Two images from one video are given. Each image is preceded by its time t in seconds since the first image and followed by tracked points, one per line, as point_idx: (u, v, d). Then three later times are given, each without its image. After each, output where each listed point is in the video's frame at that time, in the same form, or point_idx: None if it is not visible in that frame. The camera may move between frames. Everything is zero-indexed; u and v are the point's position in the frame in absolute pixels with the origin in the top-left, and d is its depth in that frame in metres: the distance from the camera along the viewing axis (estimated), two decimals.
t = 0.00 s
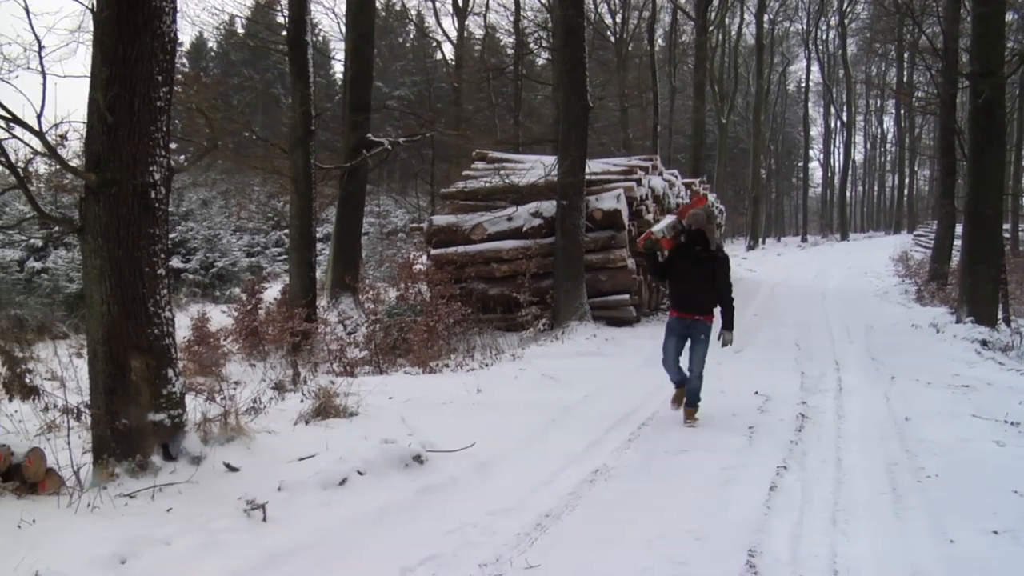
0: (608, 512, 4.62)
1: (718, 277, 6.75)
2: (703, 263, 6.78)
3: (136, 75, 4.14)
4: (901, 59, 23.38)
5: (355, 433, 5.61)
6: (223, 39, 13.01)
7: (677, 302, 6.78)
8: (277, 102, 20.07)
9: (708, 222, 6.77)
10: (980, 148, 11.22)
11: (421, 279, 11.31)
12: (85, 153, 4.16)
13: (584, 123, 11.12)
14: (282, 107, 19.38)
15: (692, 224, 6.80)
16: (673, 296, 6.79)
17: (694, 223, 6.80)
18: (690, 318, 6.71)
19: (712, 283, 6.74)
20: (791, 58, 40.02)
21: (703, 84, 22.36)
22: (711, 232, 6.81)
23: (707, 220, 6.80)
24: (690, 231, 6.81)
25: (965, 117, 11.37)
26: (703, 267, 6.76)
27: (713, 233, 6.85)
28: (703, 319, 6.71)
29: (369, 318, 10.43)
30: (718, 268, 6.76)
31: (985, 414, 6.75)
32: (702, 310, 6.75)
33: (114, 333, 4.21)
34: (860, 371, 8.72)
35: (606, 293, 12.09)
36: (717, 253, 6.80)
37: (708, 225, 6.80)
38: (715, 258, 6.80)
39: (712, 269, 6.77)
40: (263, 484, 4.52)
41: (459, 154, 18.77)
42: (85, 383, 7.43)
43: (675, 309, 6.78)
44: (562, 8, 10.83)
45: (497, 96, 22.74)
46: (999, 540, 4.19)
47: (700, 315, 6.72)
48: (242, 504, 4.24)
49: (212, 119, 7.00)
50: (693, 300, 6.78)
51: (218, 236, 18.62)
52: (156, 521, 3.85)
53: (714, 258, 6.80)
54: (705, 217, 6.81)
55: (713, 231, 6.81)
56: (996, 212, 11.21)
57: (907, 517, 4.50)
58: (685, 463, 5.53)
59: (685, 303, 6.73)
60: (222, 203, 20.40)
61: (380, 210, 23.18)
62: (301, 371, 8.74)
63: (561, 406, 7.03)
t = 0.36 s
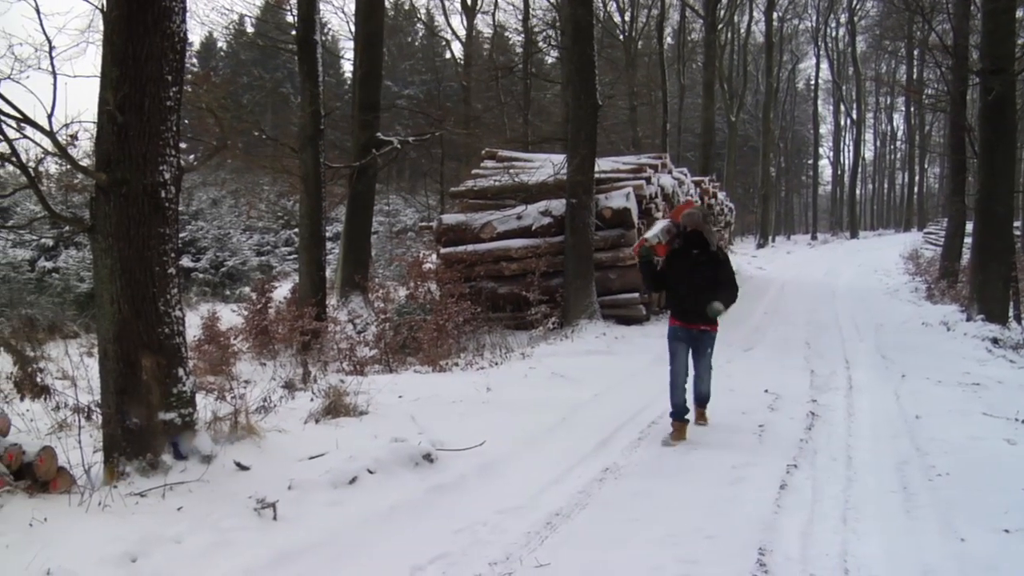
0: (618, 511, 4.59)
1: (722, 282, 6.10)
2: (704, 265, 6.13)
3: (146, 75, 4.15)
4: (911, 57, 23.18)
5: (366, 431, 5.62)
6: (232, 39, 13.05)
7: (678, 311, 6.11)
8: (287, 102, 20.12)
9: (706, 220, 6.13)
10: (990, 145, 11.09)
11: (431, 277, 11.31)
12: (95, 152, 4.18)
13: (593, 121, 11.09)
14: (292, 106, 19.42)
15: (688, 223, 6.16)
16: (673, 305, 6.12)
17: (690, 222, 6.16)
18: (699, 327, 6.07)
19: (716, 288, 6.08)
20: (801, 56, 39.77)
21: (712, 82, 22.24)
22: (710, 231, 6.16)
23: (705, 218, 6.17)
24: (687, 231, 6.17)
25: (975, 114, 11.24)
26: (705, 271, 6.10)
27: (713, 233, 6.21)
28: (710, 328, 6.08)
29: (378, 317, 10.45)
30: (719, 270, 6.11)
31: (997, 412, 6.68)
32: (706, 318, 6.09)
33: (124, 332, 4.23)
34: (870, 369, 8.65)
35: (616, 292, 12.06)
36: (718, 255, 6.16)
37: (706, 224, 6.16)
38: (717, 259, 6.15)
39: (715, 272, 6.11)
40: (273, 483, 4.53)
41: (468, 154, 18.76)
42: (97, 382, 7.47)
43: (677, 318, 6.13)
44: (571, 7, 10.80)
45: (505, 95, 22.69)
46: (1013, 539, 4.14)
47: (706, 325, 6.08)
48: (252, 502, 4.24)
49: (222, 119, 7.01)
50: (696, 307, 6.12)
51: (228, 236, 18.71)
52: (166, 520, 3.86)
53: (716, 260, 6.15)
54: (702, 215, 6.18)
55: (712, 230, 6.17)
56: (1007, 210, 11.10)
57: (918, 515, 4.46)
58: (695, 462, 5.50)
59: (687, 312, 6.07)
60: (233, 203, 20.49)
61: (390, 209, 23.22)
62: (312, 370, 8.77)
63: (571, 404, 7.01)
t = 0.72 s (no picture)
0: (627, 512, 4.56)
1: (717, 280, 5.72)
2: (698, 262, 5.75)
3: (156, 76, 4.17)
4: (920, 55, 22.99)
5: (375, 432, 5.62)
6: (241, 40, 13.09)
7: (669, 309, 5.75)
8: (296, 104, 20.17)
9: (702, 214, 5.75)
10: (1000, 144, 10.99)
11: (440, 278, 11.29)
12: (106, 155, 4.20)
13: (602, 122, 11.09)
14: (300, 108, 19.47)
15: (683, 216, 5.77)
16: (664, 303, 5.76)
17: (685, 215, 5.77)
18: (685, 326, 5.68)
19: (710, 287, 5.70)
20: (810, 54, 39.53)
21: (720, 82, 22.14)
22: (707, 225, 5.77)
23: (702, 212, 5.79)
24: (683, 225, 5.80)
25: (985, 112, 11.14)
26: (699, 268, 5.73)
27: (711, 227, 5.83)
28: (700, 328, 5.66)
29: (387, 318, 10.46)
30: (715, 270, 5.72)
31: (1008, 412, 6.62)
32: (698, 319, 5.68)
33: (134, 334, 4.24)
34: (880, 368, 8.58)
35: (625, 292, 12.03)
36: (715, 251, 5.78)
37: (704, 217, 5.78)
38: (713, 256, 5.77)
39: (710, 269, 5.73)
40: (283, 484, 4.54)
41: (476, 154, 18.74)
42: (107, 382, 7.50)
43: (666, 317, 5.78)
44: (580, 7, 10.78)
45: (513, 96, 22.64)
46: None
47: (697, 325, 5.66)
48: (263, 503, 4.25)
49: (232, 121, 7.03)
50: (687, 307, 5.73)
51: (237, 237, 18.79)
52: (177, 520, 3.88)
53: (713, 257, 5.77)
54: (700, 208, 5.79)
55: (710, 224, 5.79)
56: (1018, 209, 10.99)
57: (930, 515, 4.42)
58: (705, 462, 5.47)
59: (678, 311, 5.70)
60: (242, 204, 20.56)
61: (399, 209, 23.26)
62: (322, 370, 8.80)
63: (580, 405, 6.98)
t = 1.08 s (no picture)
0: (637, 512, 4.54)
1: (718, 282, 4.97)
2: (696, 262, 5.03)
3: (168, 76, 4.18)
4: (932, 55, 22.76)
5: (386, 432, 5.62)
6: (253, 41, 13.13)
7: (666, 316, 5.10)
8: (306, 104, 20.22)
9: (698, 207, 5.01)
10: (1013, 144, 10.87)
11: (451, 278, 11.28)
12: (118, 154, 4.22)
13: (613, 121, 11.03)
14: (311, 108, 19.53)
15: (676, 211, 5.07)
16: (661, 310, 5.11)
17: (679, 209, 5.07)
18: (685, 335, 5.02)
19: (711, 290, 4.97)
20: (820, 54, 39.25)
21: (731, 82, 22.02)
22: (705, 220, 5.02)
23: (699, 204, 5.04)
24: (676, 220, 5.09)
25: (997, 111, 11.03)
26: (696, 269, 5.01)
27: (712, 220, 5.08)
28: (703, 338, 5.00)
29: (398, 317, 10.47)
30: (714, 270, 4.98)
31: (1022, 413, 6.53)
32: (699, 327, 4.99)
33: (146, 332, 4.26)
34: (891, 369, 8.49)
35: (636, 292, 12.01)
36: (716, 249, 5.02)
37: (701, 210, 5.03)
38: (715, 255, 5.01)
39: (710, 270, 4.99)
40: (294, 483, 4.54)
41: (486, 155, 18.74)
42: (118, 381, 7.56)
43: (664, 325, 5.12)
44: (590, 8, 10.77)
45: (523, 96, 22.60)
46: None
47: (697, 334, 4.99)
48: (274, 502, 4.26)
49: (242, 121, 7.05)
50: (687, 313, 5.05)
51: (248, 236, 18.90)
52: (188, 519, 3.89)
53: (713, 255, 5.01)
54: (697, 200, 5.04)
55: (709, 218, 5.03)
56: None
57: (943, 517, 4.37)
58: (716, 462, 5.44)
59: (674, 318, 5.04)
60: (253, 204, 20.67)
61: (410, 209, 23.31)
62: (333, 370, 8.82)
63: (592, 405, 6.95)
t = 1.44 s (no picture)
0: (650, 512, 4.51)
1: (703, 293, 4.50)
2: (679, 272, 4.54)
3: (183, 75, 4.20)
4: (948, 54, 22.50)
5: (400, 431, 5.62)
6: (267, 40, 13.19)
7: (649, 332, 4.61)
8: (320, 104, 20.29)
9: (678, 212, 4.48)
10: None
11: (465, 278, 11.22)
12: (134, 153, 4.24)
13: (627, 120, 10.97)
14: (325, 108, 19.60)
15: (655, 217, 4.53)
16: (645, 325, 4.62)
17: (658, 216, 4.54)
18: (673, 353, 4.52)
19: (695, 302, 4.50)
20: (835, 54, 38.91)
21: (745, 82, 21.86)
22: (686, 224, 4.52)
23: (679, 208, 4.52)
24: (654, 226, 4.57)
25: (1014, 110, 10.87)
26: (678, 279, 4.53)
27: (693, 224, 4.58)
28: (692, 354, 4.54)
29: (411, 317, 10.50)
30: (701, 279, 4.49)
31: None
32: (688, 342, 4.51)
33: (162, 331, 4.28)
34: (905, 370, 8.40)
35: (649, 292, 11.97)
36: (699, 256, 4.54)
37: (681, 214, 4.51)
38: (699, 263, 4.54)
39: (694, 281, 4.52)
40: (308, 481, 4.56)
41: (498, 155, 18.74)
42: (133, 379, 7.63)
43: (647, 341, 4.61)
44: (603, 7, 10.72)
45: (535, 96, 22.56)
46: None
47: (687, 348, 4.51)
48: (288, 500, 4.27)
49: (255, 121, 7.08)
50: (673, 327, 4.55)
51: (262, 236, 19.03)
52: (202, 517, 3.91)
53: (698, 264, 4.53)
54: (675, 203, 4.51)
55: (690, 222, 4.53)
56: None
57: (958, 518, 4.31)
58: (729, 463, 5.39)
59: (657, 335, 4.56)
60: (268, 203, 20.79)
61: (424, 209, 23.37)
62: (346, 369, 8.85)
63: (605, 405, 6.92)
